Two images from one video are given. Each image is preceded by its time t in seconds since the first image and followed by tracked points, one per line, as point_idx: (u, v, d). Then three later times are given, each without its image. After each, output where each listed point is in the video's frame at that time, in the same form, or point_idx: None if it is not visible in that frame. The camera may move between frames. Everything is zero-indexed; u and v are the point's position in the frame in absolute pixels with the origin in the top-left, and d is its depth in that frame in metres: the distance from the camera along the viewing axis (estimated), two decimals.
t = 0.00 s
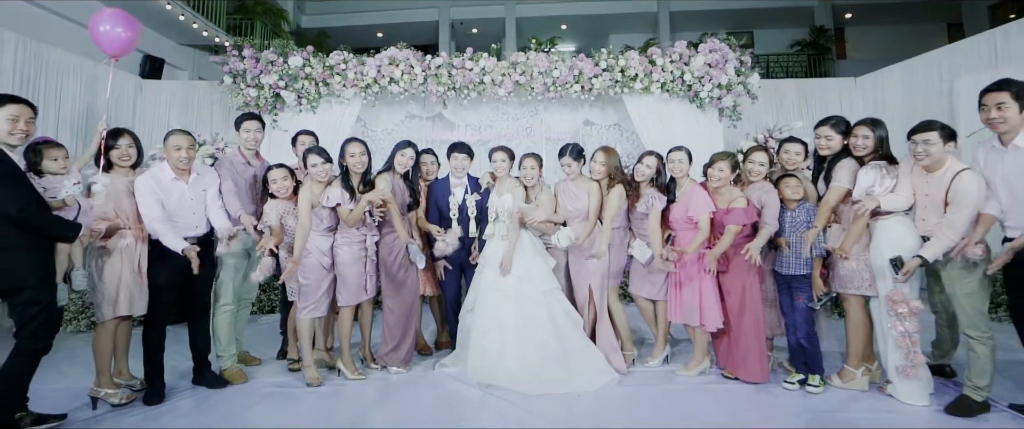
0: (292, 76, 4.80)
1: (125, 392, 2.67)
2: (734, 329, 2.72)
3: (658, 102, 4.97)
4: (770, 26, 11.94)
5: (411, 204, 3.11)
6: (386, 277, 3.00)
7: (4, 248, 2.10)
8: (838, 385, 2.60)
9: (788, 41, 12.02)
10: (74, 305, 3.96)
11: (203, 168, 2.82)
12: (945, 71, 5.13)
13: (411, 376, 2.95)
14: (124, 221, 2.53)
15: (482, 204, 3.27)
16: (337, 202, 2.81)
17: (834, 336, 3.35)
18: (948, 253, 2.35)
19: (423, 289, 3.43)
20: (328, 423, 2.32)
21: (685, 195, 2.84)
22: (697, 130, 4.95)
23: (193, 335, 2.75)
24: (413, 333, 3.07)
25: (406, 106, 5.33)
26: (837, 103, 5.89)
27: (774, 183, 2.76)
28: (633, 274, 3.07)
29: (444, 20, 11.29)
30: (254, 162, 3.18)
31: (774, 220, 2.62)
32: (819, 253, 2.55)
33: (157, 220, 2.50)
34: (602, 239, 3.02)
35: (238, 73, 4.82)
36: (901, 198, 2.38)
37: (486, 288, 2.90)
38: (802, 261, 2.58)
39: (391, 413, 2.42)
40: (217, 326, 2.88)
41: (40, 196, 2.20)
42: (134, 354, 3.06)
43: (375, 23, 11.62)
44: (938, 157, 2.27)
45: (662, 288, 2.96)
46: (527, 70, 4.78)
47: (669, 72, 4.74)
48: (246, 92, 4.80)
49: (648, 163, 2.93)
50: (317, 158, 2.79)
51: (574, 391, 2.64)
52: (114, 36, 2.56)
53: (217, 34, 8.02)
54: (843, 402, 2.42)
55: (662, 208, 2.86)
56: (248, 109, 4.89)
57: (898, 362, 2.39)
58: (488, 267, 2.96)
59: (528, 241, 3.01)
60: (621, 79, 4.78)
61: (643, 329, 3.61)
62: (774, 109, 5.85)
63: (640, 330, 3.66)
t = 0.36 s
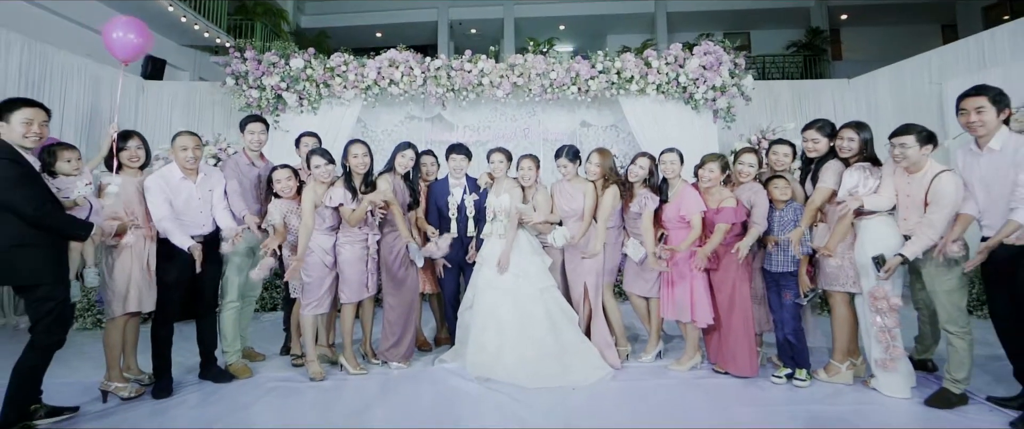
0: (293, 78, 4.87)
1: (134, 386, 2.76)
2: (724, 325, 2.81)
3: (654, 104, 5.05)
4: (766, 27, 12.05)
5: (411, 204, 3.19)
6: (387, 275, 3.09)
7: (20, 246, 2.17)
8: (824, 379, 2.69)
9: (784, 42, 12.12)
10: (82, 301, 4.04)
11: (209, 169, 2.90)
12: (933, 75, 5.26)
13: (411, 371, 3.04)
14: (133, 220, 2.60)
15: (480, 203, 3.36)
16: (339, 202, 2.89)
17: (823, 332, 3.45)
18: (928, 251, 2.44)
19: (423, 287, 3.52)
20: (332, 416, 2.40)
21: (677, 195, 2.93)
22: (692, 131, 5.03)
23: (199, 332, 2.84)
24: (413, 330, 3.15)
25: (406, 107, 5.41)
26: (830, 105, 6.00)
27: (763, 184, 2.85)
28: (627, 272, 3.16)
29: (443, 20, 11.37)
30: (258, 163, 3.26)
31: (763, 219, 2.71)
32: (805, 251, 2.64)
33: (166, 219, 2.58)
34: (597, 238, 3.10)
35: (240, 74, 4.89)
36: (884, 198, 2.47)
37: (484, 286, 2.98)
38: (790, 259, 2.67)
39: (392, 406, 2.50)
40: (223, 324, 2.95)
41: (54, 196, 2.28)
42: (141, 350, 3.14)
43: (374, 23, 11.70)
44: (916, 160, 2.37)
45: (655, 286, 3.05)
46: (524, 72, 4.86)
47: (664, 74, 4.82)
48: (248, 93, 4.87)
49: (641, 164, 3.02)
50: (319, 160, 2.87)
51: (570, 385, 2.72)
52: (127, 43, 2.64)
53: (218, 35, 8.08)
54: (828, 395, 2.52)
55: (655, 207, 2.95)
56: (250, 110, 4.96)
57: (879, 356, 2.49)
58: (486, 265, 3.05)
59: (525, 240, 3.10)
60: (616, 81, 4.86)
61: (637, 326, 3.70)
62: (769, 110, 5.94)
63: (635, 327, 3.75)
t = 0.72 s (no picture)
0: (295, 79, 4.93)
1: (142, 381, 2.83)
2: (717, 322, 2.89)
3: (650, 105, 5.13)
4: (763, 28, 12.12)
5: (412, 204, 3.27)
6: (388, 273, 3.16)
7: (34, 244, 2.24)
8: (813, 374, 2.77)
9: (781, 43, 12.20)
10: (89, 299, 4.12)
11: (215, 170, 2.97)
12: (923, 76, 5.37)
13: (413, 366, 3.11)
14: (142, 220, 2.67)
15: (479, 203, 3.42)
16: (342, 202, 2.96)
17: (814, 329, 3.54)
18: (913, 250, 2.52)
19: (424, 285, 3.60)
20: (336, 410, 2.47)
21: (671, 195, 3.00)
22: (688, 131, 5.09)
23: (206, 329, 2.91)
24: (413, 327, 3.23)
25: (406, 108, 5.48)
26: (824, 106, 6.08)
27: (755, 184, 2.93)
28: (623, 269, 3.24)
29: (442, 21, 11.44)
30: (263, 164, 3.33)
31: (755, 219, 2.79)
32: (795, 250, 2.71)
33: (173, 218, 2.65)
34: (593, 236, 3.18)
35: (242, 75, 4.94)
36: (871, 198, 2.55)
37: (484, 284, 3.06)
38: (780, 257, 2.75)
39: (395, 400, 2.58)
40: (228, 320, 3.04)
41: (66, 196, 2.34)
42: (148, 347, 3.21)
43: (373, 23, 11.75)
44: (902, 161, 2.45)
45: (650, 283, 3.13)
46: (523, 73, 4.93)
47: (661, 75, 4.90)
48: (250, 94, 4.93)
49: (637, 164, 3.09)
50: (323, 160, 2.95)
51: (567, 380, 2.79)
52: (138, 46, 2.76)
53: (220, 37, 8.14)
54: (818, 389, 2.60)
55: (651, 207, 3.03)
56: (252, 111, 5.02)
57: (864, 350, 2.59)
58: (485, 263, 3.12)
59: (524, 238, 3.17)
60: (614, 82, 4.93)
61: (633, 323, 3.78)
62: (765, 111, 6.00)
63: (631, 324, 3.83)
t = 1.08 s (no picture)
0: (297, 80, 4.99)
1: (150, 377, 2.89)
2: (711, 319, 2.96)
3: (648, 105, 5.19)
4: (761, 28, 12.19)
5: (413, 204, 3.33)
6: (390, 271, 3.22)
7: (46, 243, 2.30)
8: (805, 369, 2.84)
9: (778, 43, 12.28)
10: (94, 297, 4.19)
11: (221, 170, 3.04)
12: (917, 78, 5.44)
13: (414, 362, 3.18)
14: (149, 220, 2.73)
15: (479, 203, 3.49)
16: (345, 202, 3.03)
17: (806, 326, 3.61)
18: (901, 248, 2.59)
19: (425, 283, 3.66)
20: (340, 404, 2.54)
21: (666, 195, 3.07)
22: (685, 131, 5.16)
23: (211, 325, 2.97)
24: (414, 324, 3.29)
25: (406, 109, 5.54)
26: (820, 106, 6.15)
27: (748, 184, 3.00)
28: (620, 268, 3.31)
29: (442, 21, 11.50)
30: (267, 165, 3.39)
31: (747, 218, 2.86)
32: (787, 248, 2.78)
33: (181, 218, 2.72)
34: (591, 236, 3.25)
35: (245, 76, 5.00)
36: (860, 198, 2.62)
37: (484, 282, 3.13)
38: (772, 256, 2.81)
39: (397, 395, 2.65)
40: (233, 316, 3.10)
41: (77, 196, 2.40)
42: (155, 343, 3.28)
43: (373, 23, 11.81)
44: (891, 161, 2.52)
45: (646, 281, 3.20)
46: (522, 74, 4.99)
47: (659, 76, 4.96)
48: (252, 95, 4.98)
49: (634, 165, 3.16)
50: (326, 161, 3.01)
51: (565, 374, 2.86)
52: (147, 50, 2.83)
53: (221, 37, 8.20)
54: (809, 383, 2.67)
55: (647, 207, 3.10)
56: (254, 111, 5.08)
57: (853, 346, 2.67)
58: (485, 262, 3.19)
59: (523, 237, 3.23)
60: (612, 83, 4.99)
61: (629, 321, 3.85)
62: (761, 111, 6.07)
63: (628, 321, 3.90)
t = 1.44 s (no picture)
0: (298, 81, 5.03)
1: (156, 373, 2.95)
2: (706, 316, 3.02)
3: (645, 106, 5.25)
4: (758, 29, 12.26)
5: (413, 203, 3.39)
6: (391, 269, 3.28)
7: (57, 241, 2.35)
8: (797, 365, 2.91)
9: (776, 43, 12.34)
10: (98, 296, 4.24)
11: (225, 171, 3.09)
12: (911, 79, 5.51)
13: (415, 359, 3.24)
14: (157, 219, 2.79)
15: (479, 203, 3.55)
16: (347, 202, 3.09)
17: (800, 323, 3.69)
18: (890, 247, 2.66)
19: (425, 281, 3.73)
20: (343, 399, 2.60)
21: (662, 195, 3.14)
22: (682, 132, 5.22)
23: (216, 323, 3.03)
24: (415, 322, 3.35)
25: (406, 109, 5.59)
26: (816, 107, 6.22)
27: (742, 184, 3.07)
28: (617, 266, 3.37)
29: (441, 22, 11.54)
30: (270, 165, 3.45)
31: (741, 217, 2.93)
32: (780, 247, 2.85)
33: (187, 218, 2.77)
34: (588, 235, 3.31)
35: (246, 77, 5.05)
36: (851, 198, 2.68)
37: (483, 280, 3.19)
38: (765, 254, 2.88)
39: (398, 391, 2.71)
40: (237, 314, 3.17)
41: (86, 196, 2.46)
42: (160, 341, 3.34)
43: (372, 24, 11.84)
44: (881, 162, 2.58)
45: (642, 280, 3.27)
46: (521, 75, 5.05)
47: (656, 77, 5.02)
48: (254, 96, 5.03)
49: (630, 165, 3.22)
50: (328, 162, 3.07)
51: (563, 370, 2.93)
52: (153, 52, 2.89)
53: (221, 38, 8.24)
54: (801, 379, 2.74)
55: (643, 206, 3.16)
56: (256, 112, 5.13)
57: (844, 343, 2.73)
58: (484, 261, 3.25)
59: (522, 237, 3.30)
60: (610, 84, 5.04)
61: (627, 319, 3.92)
62: (757, 112, 6.13)
63: (625, 319, 3.97)
